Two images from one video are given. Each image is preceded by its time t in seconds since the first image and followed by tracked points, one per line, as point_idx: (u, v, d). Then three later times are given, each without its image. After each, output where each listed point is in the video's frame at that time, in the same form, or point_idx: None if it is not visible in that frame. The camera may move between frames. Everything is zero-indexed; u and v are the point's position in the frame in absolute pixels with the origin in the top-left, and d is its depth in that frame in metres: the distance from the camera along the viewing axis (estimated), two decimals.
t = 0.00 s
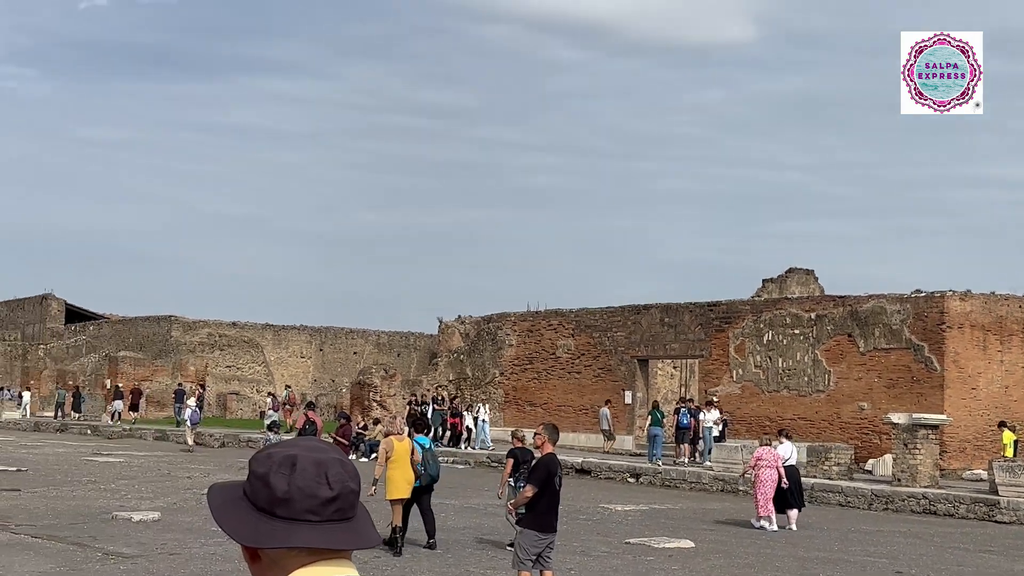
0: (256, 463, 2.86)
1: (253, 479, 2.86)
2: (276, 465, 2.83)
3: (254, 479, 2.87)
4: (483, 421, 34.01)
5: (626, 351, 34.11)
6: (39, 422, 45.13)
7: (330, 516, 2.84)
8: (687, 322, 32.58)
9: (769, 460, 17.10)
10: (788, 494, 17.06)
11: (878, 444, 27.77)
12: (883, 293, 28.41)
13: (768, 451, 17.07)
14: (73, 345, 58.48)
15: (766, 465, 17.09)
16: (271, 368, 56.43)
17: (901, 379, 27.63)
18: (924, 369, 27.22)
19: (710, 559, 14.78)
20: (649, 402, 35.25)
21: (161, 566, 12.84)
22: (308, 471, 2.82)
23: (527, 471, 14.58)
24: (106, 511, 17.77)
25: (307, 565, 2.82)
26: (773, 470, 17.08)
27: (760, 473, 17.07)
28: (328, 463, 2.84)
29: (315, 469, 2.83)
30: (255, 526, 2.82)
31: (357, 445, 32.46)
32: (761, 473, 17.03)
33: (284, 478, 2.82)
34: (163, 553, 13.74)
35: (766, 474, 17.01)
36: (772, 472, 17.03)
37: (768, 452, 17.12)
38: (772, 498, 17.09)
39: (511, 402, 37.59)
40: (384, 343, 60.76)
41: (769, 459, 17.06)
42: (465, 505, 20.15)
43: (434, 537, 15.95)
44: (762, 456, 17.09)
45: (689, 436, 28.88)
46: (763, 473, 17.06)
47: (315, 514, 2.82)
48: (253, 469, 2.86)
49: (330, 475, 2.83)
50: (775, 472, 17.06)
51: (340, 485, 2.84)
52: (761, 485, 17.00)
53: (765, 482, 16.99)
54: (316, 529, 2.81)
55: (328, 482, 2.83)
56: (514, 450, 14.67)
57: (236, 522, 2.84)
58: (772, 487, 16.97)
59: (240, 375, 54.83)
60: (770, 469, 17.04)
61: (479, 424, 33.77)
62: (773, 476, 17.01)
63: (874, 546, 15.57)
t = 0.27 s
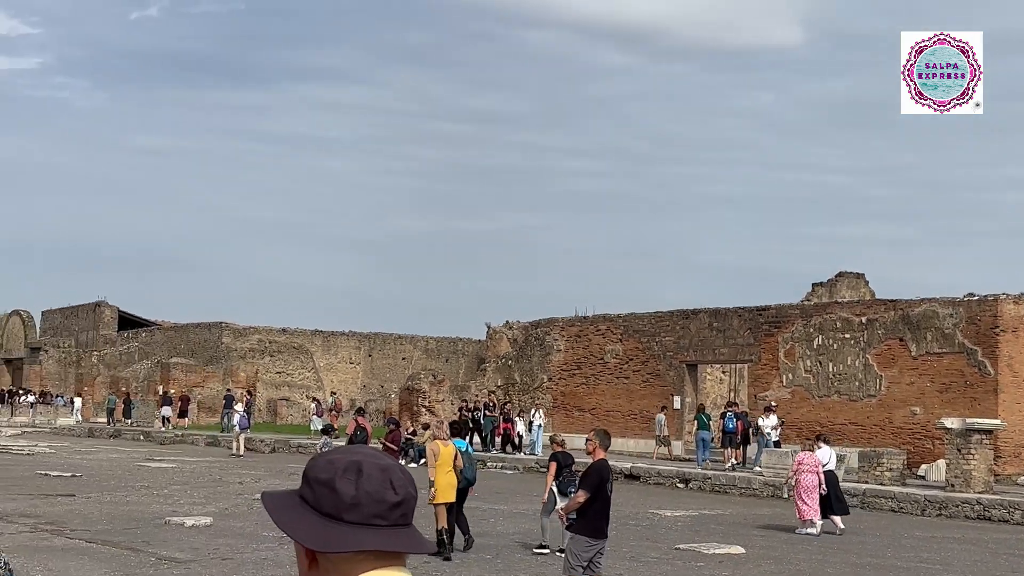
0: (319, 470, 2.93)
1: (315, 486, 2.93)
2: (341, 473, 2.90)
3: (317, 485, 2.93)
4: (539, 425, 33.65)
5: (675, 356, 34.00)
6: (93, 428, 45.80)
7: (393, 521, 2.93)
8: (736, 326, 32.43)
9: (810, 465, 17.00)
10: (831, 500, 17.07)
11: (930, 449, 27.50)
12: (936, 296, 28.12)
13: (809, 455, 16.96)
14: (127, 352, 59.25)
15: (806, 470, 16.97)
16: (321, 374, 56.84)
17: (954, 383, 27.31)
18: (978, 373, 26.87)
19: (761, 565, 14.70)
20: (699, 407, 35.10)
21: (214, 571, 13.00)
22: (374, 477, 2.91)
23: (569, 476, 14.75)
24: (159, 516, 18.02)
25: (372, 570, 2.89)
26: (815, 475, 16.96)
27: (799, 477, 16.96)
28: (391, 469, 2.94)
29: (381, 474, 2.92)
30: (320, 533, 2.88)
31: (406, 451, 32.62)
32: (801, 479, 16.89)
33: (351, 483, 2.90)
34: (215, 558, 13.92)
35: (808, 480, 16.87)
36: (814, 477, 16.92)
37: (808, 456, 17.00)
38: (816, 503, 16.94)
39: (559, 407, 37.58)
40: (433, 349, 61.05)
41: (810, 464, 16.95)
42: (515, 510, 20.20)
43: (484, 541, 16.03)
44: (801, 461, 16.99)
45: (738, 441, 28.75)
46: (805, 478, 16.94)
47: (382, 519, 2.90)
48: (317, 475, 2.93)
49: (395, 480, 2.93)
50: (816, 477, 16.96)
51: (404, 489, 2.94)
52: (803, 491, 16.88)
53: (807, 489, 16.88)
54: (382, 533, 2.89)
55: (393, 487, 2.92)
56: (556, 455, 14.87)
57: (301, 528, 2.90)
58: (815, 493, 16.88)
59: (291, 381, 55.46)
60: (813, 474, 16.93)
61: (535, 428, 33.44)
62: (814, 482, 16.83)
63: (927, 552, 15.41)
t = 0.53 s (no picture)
0: (375, 475, 2.98)
1: (371, 491, 2.97)
2: (398, 477, 2.95)
3: (373, 490, 2.97)
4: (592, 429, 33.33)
5: (724, 360, 33.82)
6: (146, 433, 46.41)
7: (450, 525, 2.98)
8: (786, 330, 32.21)
9: (852, 469, 17.00)
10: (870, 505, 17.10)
11: (985, 454, 27.22)
12: (990, 299, 27.80)
13: (852, 459, 16.94)
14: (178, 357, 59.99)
15: (847, 473, 16.98)
16: (370, 379, 57.18)
17: (1009, 387, 27.00)
18: None
19: (813, 570, 14.59)
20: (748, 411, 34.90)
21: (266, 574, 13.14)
22: (431, 481, 2.96)
23: (606, 482, 14.66)
24: (211, 520, 18.23)
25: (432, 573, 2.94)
26: (856, 479, 16.97)
27: (840, 479, 16.98)
28: (446, 473, 3.00)
29: (437, 479, 2.98)
30: (377, 537, 2.92)
31: (454, 456, 32.73)
32: (842, 482, 16.91)
33: (408, 487, 2.94)
34: (267, 562, 14.07)
35: (850, 483, 16.89)
36: (856, 481, 16.91)
37: (851, 460, 16.98)
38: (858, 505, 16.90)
39: (608, 411, 37.52)
40: (481, 354, 61.20)
41: (853, 468, 16.94)
42: (563, 515, 20.20)
43: (533, 545, 16.06)
44: (844, 464, 16.98)
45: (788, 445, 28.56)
46: (847, 481, 16.94)
47: (440, 523, 2.96)
48: (373, 481, 2.98)
49: (450, 485, 2.99)
50: (858, 481, 16.96)
51: (460, 494, 3.00)
52: (843, 495, 16.89)
53: (849, 492, 16.89)
54: (439, 537, 2.94)
55: (449, 491, 2.98)
56: (594, 460, 14.73)
57: (359, 532, 2.93)
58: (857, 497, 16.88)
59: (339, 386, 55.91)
60: (855, 478, 16.93)
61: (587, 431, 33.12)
62: (855, 485, 16.84)
63: (983, 558, 15.21)
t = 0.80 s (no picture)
0: (421, 479, 3.01)
1: (416, 495, 3.00)
2: (444, 481, 2.99)
3: (418, 494, 3.00)
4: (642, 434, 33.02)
5: (773, 364, 33.60)
6: (197, 436, 46.91)
7: (496, 527, 3.02)
8: (835, 333, 31.94)
9: (890, 474, 16.89)
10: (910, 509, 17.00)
11: None
12: None
13: (889, 465, 16.83)
14: (228, 362, 60.57)
15: (885, 479, 16.89)
16: (417, 384, 57.40)
17: None
18: None
19: None
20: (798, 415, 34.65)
21: None
22: (478, 484, 3.01)
23: (640, 482, 14.62)
24: (261, 524, 18.41)
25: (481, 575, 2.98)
26: (894, 485, 16.88)
27: (877, 485, 16.92)
28: (491, 477, 3.05)
29: (483, 482, 3.02)
30: (425, 540, 2.95)
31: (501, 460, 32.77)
32: (878, 487, 16.85)
33: (456, 491, 2.98)
34: (316, 566, 14.20)
35: (886, 489, 16.81)
36: (894, 487, 16.83)
37: (889, 467, 16.87)
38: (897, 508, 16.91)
39: (655, 415, 37.39)
40: (528, 358, 61.25)
41: (891, 474, 16.83)
42: (612, 519, 20.17)
43: (581, 549, 16.07)
44: (880, 470, 16.90)
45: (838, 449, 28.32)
46: (884, 487, 16.87)
47: (488, 525, 3.00)
48: (419, 485, 3.01)
49: (495, 488, 3.04)
50: (896, 487, 16.88)
51: (505, 497, 3.05)
52: (879, 500, 16.87)
53: (886, 497, 16.86)
54: (487, 539, 2.99)
55: (495, 494, 3.02)
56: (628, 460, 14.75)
57: (406, 536, 2.96)
58: (893, 502, 16.83)
59: (387, 391, 56.22)
60: (892, 483, 16.85)
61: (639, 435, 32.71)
62: (891, 491, 16.77)
63: None
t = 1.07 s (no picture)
0: (466, 481, 3.06)
1: (462, 496, 3.06)
2: (488, 483, 3.03)
3: (463, 495, 3.06)
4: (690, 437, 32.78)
5: (820, 366, 33.38)
6: (244, 439, 47.37)
7: (541, 529, 3.05)
8: (883, 335, 31.67)
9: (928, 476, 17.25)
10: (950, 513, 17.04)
11: None
12: None
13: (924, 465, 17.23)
14: (274, 365, 61.07)
15: (922, 480, 17.26)
16: (462, 386, 57.59)
17: None
18: None
19: None
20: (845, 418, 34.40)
21: None
22: (521, 486, 3.04)
23: (675, 484, 14.73)
24: (308, 526, 18.56)
25: None
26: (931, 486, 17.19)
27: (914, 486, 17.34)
28: (537, 479, 3.08)
29: (528, 484, 3.06)
30: (469, 540, 3.00)
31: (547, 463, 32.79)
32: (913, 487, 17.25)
33: (500, 492, 3.02)
34: (363, 568, 14.29)
35: (921, 489, 17.18)
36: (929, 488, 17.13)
37: (925, 467, 17.27)
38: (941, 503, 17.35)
39: (701, 417, 37.26)
40: (572, 361, 61.30)
41: (926, 474, 17.22)
42: (657, 522, 20.13)
43: (626, 552, 16.06)
44: (916, 470, 17.35)
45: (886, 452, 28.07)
46: (921, 488, 17.24)
47: (532, 526, 3.03)
48: (463, 486, 3.06)
49: (541, 490, 3.07)
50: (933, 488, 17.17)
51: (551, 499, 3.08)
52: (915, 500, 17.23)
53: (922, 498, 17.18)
54: (530, 540, 3.01)
55: (539, 497, 3.05)
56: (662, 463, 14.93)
57: (452, 536, 3.01)
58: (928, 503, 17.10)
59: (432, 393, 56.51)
60: (928, 484, 17.19)
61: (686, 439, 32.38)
62: (923, 491, 17.11)
63: None
